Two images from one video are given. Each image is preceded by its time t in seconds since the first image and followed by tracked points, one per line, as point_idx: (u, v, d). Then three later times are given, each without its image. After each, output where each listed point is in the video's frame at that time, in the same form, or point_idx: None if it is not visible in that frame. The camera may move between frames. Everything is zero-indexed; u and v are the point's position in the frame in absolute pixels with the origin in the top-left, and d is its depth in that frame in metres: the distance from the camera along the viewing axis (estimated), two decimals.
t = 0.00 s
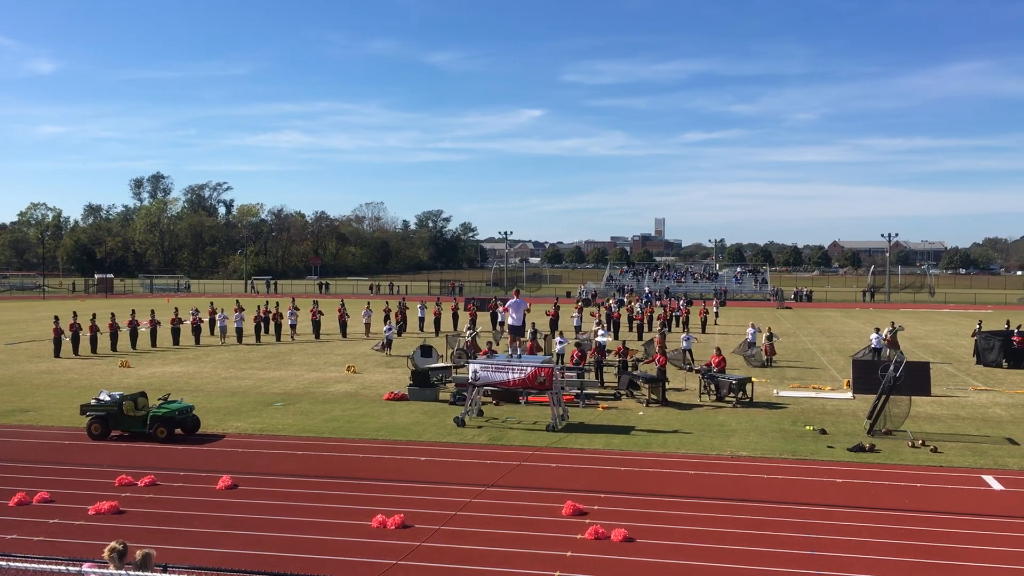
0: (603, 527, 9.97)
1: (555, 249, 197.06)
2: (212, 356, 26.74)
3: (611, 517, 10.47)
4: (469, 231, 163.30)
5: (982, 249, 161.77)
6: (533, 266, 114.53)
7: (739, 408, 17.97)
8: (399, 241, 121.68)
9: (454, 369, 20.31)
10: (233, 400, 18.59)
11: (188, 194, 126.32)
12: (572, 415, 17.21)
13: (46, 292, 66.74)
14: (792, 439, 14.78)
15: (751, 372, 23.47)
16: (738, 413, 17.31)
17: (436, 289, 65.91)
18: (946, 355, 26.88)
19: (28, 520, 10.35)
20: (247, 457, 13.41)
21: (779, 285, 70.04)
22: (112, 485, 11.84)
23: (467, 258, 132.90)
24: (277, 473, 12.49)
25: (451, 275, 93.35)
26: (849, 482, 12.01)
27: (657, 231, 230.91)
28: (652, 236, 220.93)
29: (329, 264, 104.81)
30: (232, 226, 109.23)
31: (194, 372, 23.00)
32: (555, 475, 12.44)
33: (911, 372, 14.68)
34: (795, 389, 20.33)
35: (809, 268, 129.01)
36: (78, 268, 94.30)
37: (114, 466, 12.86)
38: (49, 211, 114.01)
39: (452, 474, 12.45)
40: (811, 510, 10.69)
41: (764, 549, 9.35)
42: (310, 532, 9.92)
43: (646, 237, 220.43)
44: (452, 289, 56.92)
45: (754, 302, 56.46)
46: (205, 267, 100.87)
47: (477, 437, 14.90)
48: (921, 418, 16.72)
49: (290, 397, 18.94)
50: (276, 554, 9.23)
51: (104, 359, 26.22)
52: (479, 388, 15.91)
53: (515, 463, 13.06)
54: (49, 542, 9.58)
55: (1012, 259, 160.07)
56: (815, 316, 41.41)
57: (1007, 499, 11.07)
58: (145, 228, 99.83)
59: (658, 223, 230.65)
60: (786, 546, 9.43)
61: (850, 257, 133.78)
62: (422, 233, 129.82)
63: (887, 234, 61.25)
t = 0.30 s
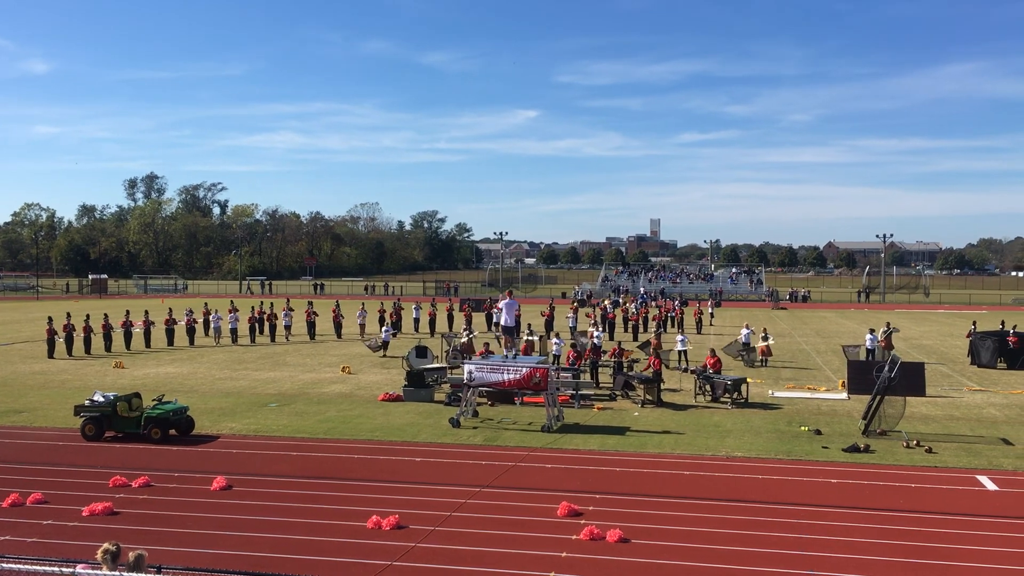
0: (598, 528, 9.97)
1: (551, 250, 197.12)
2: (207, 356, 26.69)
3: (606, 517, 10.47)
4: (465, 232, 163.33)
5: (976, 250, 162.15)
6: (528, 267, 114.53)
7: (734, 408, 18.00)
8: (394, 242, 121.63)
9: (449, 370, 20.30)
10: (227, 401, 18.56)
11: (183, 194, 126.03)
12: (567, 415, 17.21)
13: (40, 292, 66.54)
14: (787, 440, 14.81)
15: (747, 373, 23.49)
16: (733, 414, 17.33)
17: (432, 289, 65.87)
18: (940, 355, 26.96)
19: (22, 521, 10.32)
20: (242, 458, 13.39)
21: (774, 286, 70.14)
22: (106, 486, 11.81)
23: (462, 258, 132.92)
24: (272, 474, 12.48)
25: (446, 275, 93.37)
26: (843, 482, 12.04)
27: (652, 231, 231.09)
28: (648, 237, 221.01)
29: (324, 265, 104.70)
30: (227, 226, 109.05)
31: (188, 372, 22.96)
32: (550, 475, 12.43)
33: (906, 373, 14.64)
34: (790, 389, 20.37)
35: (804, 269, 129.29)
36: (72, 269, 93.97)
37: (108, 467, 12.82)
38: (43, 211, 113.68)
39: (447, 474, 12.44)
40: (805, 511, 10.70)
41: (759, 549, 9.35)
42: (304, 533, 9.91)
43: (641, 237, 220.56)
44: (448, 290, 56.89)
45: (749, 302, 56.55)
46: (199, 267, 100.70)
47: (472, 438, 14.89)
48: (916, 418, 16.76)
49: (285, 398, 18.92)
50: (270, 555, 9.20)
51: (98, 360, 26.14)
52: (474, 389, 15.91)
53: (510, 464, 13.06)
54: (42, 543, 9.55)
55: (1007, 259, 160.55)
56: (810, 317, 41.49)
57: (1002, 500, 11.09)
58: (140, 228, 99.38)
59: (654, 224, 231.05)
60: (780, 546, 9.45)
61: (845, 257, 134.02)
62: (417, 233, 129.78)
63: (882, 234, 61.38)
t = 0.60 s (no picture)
0: (592, 529, 10.00)
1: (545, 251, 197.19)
2: (201, 357, 26.63)
3: (600, 518, 10.50)
4: (460, 233, 163.32)
5: (970, 252, 162.78)
6: (523, 268, 114.49)
7: (728, 410, 18.05)
8: (389, 243, 121.54)
9: (444, 371, 20.30)
10: (221, 402, 18.54)
11: (177, 195, 125.74)
12: (562, 417, 17.24)
13: (34, 293, 66.26)
14: (781, 441, 14.86)
15: (741, 374, 23.56)
16: (727, 415, 17.38)
17: (427, 291, 65.87)
18: (934, 357, 27.05)
19: (15, 523, 10.30)
20: (236, 459, 13.39)
21: (768, 287, 70.30)
22: (100, 488, 11.78)
23: (457, 260, 132.83)
24: (266, 475, 12.47)
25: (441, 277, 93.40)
26: (837, 483, 12.08)
27: (648, 232, 231.52)
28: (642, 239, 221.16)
29: (319, 266, 104.49)
30: (222, 227, 108.81)
31: (182, 373, 22.91)
32: (545, 476, 12.46)
33: (900, 375, 14.61)
34: (785, 390, 20.44)
35: (799, 270, 129.59)
36: (66, 269, 93.48)
37: (102, 469, 12.79)
38: (36, 211, 113.28)
39: (442, 475, 12.46)
40: (798, 512, 10.74)
41: (753, 550, 9.39)
42: (299, 534, 9.91)
43: (636, 239, 220.72)
44: (443, 291, 56.90)
45: (744, 304, 56.66)
46: (194, 268, 100.41)
47: (467, 439, 14.91)
48: (910, 419, 16.82)
49: (280, 399, 18.90)
50: (265, 557, 9.20)
51: (91, 361, 26.08)
52: (469, 390, 15.92)
53: (505, 465, 13.07)
54: (36, 545, 9.53)
55: (1000, 261, 161.35)
56: (804, 318, 41.60)
57: (994, 501, 11.15)
58: (134, 228, 99.04)
59: (649, 225, 231.67)
60: (774, 547, 9.48)
61: (839, 258, 134.46)
62: (413, 235, 129.72)
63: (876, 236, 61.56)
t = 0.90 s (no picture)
0: (586, 530, 10.01)
1: (540, 253, 197.40)
2: (194, 358, 26.55)
3: (594, 520, 10.51)
4: (454, 234, 163.36)
5: (963, 255, 163.35)
6: (517, 269, 114.45)
7: (722, 411, 18.07)
8: (384, 245, 121.45)
9: (437, 372, 20.29)
10: (215, 403, 18.49)
11: (171, 196, 125.32)
12: (555, 418, 17.25)
13: (26, 293, 65.99)
14: (775, 442, 14.90)
15: (735, 376, 23.60)
16: (721, 417, 17.42)
17: (421, 292, 65.86)
18: (927, 359, 27.12)
19: (7, 524, 10.26)
20: (229, 460, 13.35)
21: (762, 289, 70.44)
22: (92, 489, 11.75)
23: (452, 261, 132.79)
24: (260, 476, 12.45)
25: (435, 278, 93.38)
26: (830, 485, 12.11)
27: (642, 234, 231.90)
28: (637, 240, 221.44)
29: (314, 267, 104.30)
30: (215, 228, 108.57)
31: (175, 374, 22.82)
32: (539, 478, 12.47)
33: (892, 378, 14.65)
34: (778, 392, 20.49)
35: (793, 272, 129.88)
36: (59, 270, 92.94)
37: (94, 470, 12.75)
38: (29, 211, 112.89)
39: (436, 477, 12.46)
40: (790, 514, 10.77)
41: (745, 551, 9.41)
42: (293, 535, 9.89)
43: (630, 241, 220.92)
44: (438, 292, 56.87)
45: (738, 306, 56.76)
46: (187, 269, 100.10)
47: (460, 440, 14.91)
48: (903, 421, 16.86)
49: (273, 401, 18.85)
50: (258, 558, 9.18)
51: (84, 362, 26.00)
52: (462, 392, 15.91)
53: (499, 467, 13.07)
54: (28, 546, 9.49)
55: (993, 264, 161.99)
56: (798, 320, 41.69)
57: (986, 503, 11.20)
58: (128, 229, 98.76)
59: (643, 227, 232.14)
60: (766, 548, 9.50)
61: (833, 261, 134.74)
62: (407, 236, 129.62)
63: (870, 239, 61.74)
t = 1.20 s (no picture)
0: (581, 532, 10.02)
1: (535, 255, 197.46)
2: (189, 360, 26.46)
3: (589, 521, 10.51)
4: (450, 235, 163.40)
5: (957, 257, 163.79)
6: (513, 270, 114.41)
7: (717, 413, 18.11)
8: (379, 246, 121.37)
9: (432, 374, 20.29)
10: (209, 404, 18.45)
11: (166, 197, 124.99)
12: (551, 419, 17.27)
13: (20, 294, 65.68)
14: (770, 444, 14.94)
15: (730, 378, 23.63)
16: (716, 418, 17.45)
17: (417, 293, 65.80)
18: (922, 360, 27.19)
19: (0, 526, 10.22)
20: (224, 462, 13.33)
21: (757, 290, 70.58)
22: (86, 491, 11.72)
23: (447, 262, 132.73)
24: (254, 478, 12.43)
25: (430, 280, 93.37)
26: (825, 487, 12.14)
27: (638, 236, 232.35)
28: (632, 241, 221.47)
29: (309, 269, 104.15)
30: (211, 229, 108.41)
31: (170, 376, 22.75)
32: (534, 480, 12.48)
33: (886, 380, 14.66)
34: (773, 394, 20.52)
35: (787, 274, 130.13)
36: (52, 271, 92.11)
37: (88, 471, 12.71)
38: (23, 212, 112.39)
39: (431, 478, 12.46)
40: (785, 515, 10.80)
41: (739, 553, 9.43)
42: (288, 537, 9.88)
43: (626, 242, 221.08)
44: (434, 293, 57.01)
45: (733, 307, 56.85)
46: (182, 270, 99.77)
47: (455, 442, 14.92)
48: (897, 423, 16.92)
49: (268, 402, 18.81)
50: (252, 560, 9.16)
51: (79, 363, 25.90)
52: (458, 393, 15.91)
53: (494, 468, 13.08)
54: (22, 548, 9.47)
55: (987, 266, 162.52)
56: (792, 322, 41.79)
57: (979, 504, 11.24)
58: (122, 230, 98.67)
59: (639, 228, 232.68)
60: (761, 550, 9.51)
61: (827, 262, 134.95)
62: (403, 237, 129.56)
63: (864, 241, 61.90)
